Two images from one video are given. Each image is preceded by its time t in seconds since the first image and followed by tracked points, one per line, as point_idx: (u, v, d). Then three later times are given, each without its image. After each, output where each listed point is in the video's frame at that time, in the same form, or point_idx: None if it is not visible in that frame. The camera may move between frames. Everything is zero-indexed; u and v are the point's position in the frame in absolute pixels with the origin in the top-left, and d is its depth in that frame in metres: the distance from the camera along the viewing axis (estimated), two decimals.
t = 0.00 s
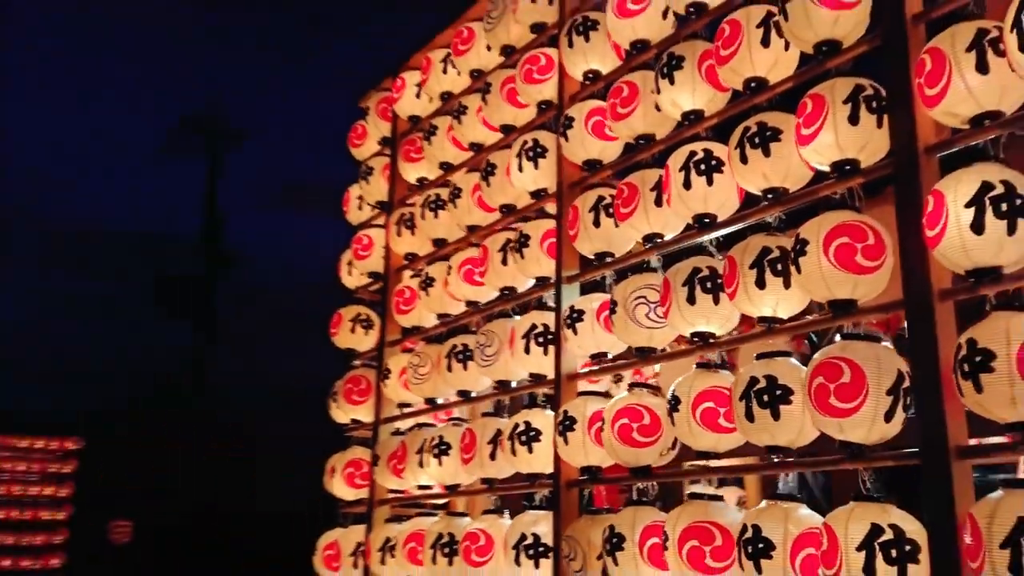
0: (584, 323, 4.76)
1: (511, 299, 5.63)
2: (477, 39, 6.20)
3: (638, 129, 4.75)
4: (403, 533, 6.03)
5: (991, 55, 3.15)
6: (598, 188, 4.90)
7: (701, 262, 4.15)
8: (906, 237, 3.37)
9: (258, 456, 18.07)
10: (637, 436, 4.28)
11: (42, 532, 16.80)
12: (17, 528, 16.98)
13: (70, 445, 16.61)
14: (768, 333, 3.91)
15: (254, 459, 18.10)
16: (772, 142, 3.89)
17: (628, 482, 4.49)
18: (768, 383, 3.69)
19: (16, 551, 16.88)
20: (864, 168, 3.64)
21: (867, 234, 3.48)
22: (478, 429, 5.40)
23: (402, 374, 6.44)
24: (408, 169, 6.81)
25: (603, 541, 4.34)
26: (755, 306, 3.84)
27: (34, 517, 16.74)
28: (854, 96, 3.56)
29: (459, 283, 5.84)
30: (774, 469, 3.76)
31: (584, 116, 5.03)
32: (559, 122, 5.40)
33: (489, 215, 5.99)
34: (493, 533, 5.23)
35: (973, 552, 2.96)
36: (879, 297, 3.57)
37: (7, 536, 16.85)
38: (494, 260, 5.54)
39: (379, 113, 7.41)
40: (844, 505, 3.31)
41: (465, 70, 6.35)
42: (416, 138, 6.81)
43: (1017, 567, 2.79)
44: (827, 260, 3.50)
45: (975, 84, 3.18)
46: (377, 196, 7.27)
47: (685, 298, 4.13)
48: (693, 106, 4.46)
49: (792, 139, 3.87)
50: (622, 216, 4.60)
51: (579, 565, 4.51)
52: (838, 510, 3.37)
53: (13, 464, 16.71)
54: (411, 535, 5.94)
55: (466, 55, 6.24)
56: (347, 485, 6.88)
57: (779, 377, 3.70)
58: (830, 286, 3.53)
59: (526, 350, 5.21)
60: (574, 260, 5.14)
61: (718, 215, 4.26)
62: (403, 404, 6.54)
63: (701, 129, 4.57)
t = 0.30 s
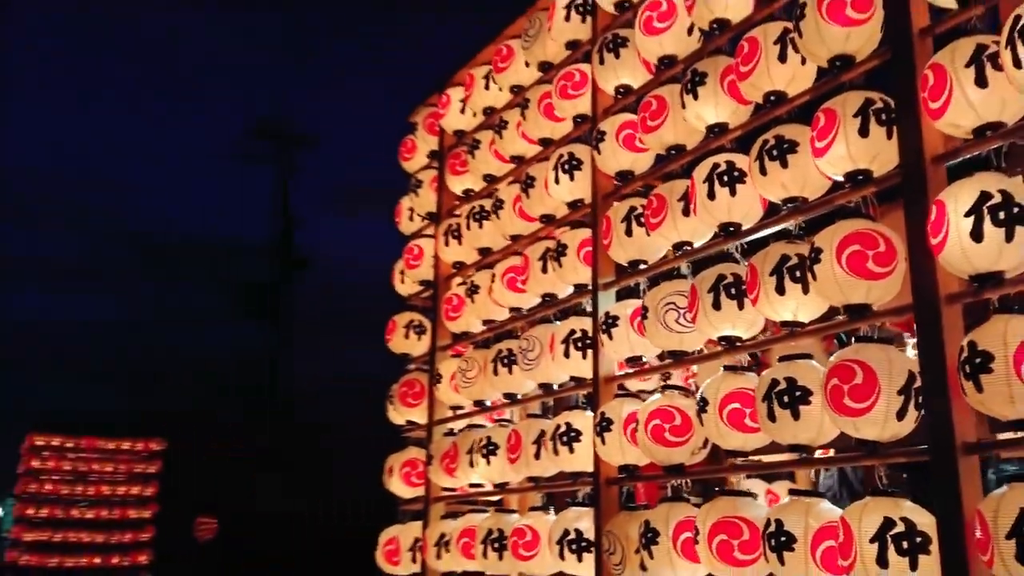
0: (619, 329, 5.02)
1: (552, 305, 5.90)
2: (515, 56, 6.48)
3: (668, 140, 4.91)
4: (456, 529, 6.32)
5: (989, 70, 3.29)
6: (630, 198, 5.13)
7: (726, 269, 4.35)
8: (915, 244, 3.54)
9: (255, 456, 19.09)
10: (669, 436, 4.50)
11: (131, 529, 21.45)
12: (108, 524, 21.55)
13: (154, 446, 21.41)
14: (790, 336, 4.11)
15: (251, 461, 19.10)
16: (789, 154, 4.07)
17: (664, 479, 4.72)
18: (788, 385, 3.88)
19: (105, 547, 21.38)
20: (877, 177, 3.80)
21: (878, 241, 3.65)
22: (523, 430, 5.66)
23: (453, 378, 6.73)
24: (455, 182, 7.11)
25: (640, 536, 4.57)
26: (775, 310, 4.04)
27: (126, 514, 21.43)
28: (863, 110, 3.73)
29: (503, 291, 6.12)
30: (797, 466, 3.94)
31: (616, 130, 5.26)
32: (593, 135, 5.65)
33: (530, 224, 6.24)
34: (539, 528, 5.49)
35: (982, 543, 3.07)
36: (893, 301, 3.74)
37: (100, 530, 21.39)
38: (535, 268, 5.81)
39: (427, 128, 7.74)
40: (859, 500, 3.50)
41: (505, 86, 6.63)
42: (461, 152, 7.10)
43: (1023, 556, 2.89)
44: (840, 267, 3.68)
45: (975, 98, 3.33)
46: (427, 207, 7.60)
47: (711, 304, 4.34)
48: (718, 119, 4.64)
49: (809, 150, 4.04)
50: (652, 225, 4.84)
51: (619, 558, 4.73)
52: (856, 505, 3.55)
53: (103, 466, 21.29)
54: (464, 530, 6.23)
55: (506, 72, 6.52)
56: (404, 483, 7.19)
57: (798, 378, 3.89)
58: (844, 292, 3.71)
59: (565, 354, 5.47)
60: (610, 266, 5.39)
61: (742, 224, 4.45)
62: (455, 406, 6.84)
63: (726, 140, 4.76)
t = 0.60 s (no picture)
0: (649, 334, 5.24)
1: (587, 310, 6.15)
2: (549, 71, 6.72)
3: (689, 152, 5.16)
4: (500, 525, 6.60)
5: (988, 87, 3.44)
6: (658, 209, 5.35)
7: (747, 277, 4.55)
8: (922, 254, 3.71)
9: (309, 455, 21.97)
10: (696, 436, 4.73)
11: (202, 526, 25.94)
12: (181, 521, 25.84)
13: (223, 446, 25.69)
14: (808, 340, 4.30)
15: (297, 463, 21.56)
16: (804, 166, 4.25)
17: (693, 477, 4.93)
18: (805, 387, 4.08)
19: (182, 542, 25.72)
20: (887, 188, 3.97)
21: (886, 250, 3.83)
22: (561, 431, 5.93)
23: (494, 381, 7.00)
24: (494, 192, 7.40)
25: (670, 531, 4.79)
26: (792, 316, 4.24)
27: (197, 510, 25.80)
28: (871, 125, 3.91)
29: (540, 297, 6.38)
30: (815, 464, 4.13)
31: (643, 142, 5.49)
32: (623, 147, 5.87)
33: (566, 232, 6.48)
34: (576, 524, 5.76)
35: (984, 534, 3.25)
36: (904, 307, 3.91)
37: (174, 528, 25.69)
38: (570, 276, 6.08)
39: (468, 140, 8.04)
40: (871, 497, 3.69)
41: (540, 100, 6.89)
42: (500, 163, 7.39)
43: (1018, 545, 3.07)
44: (850, 275, 3.86)
45: (975, 114, 3.48)
46: (469, 217, 7.89)
47: (732, 311, 4.55)
48: (738, 132, 4.83)
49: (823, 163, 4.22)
50: (677, 234, 5.06)
51: (651, 553, 4.96)
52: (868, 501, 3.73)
53: (174, 465, 25.64)
54: (507, 527, 6.50)
55: (540, 86, 6.77)
56: (451, 482, 7.48)
57: (814, 381, 4.08)
58: (855, 298, 3.90)
59: (599, 358, 5.73)
60: (640, 273, 5.61)
61: (762, 233, 4.65)
62: (498, 408, 7.11)
63: (748, 152, 4.94)
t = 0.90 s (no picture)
0: (642, 340, 5.50)
1: (587, 316, 6.39)
2: (549, 85, 6.96)
3: (679, 166, 5.40)
4: (506, 523, 6.85)
5: (946, 109, 3.62)
6: (651, 219, 5.59)
7: (732, 286, 4.78)
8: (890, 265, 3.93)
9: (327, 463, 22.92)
10: (686, 438, 4.98)
11: (229, 525, 26.23)
12: (209, 520, 26.34)
13: (249, 446, 26.75)
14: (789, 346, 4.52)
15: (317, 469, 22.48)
16: (783, 181, 4.44)
17: (684, 476, 5.16)
18: (784, 391, 4.30)
19: (209, 542, 26.06)
20: (860, 202, 4.18)
21: (858, 262, 4.05)
22: (562, 433, 6.18)
23: (499, 384, 7.24)
24: (498, 201, 7.65)
25: (662, 527, 5.02)
26: (773, 323, 4.46)
27: (223, 510, 26.26)
28: (843, 142, 4.12)
29: (542, 303, 6.62)
30: (796, 464, 4.35)
31: (637, 155, 5.71)
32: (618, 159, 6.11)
33: (566, 240, 6.72)
34: (576, 522, 6.02)
35: (939, 530, 3.56)
36: (876, 314, 4.11)
37: (200, 528, 26.16)
38: (570, 283, 6.32)
39: (474, 149, 8.29)
40: (844, 495, 3.92)
41: (542, 112, 7.13)
42: (504, 173, 7.63)
43: (967, 543, 3.40)
44: (824, 285, 4.08)
45: (936, 133, 3.69)
46: (475, 224, 8.15)
47: (718, 318, 4.78)
48: (724, 147, 5.05)
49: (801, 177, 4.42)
50: (668, 245, 5.29)
51: (645, 548, 5.19)
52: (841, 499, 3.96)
53: (202, 465, 26.24)
54: (512, 525, 6.73)
55: (541, 99, 7.01)
56: (460, 482, 7.73)
57: (793, 385, 4.30)
58: (829, 307, 4.12)
59: (597, 362, 5.98)
60: (636, 280, 5.84)
61: (746, 243, 4.87)
62: (504, 410, 7.36)
63: (734, 165, 5.15)
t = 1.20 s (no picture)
0: (629, 346, 5.74)
1: (579, 321, 6.64)
2: (542, 98, 7.21)
3: (666, 179, 5.60)
4: (503, 521, 7.11)
5: (904, 131, 3.85)
6: (637, 229, 5.84)
7: (711, 295, 5.01)
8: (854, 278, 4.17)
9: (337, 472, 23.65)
10: (668, 439, 5.21)
11: (243, 523, 26.96)
12: (224, 518, 26.77)
13: (263, 444, 27.15)
14: (763, 352, 4.75)
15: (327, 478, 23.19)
16: (756, 196, 4.67)
17: (668, 475, 5.41)
18: (757, 395, 4.54)
19: (224, 539, 26.64)
20: (828, 217, 4.42)
21: (824, 273, 4.28)
22: (555, 434, 6.43)
23: (496, 387, 7.47)
24: (495, 209, 7.90)
25: (647, 525, 5.27)
26: (748, 330, 4.70)
27: (237, 508, 26.74)
28: (811, 161, 4.36)
29: (536, 309, 6.87)
30: (769, 465, 4.59)
31: (624, 167, 5.93)
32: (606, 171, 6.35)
33: (558, 248, 6.96)
34: (568, 519, 6.29)
35: (897, 528, 3.74)
36: (844, 323, 4.34)
37: (216, 525, 26.70)
38: (562, 290, 6.58)
39: (471, 158, 8.55)
40: (812, 496, 4.12)
41: (536, 124, 7.38)
42: (500, 182, 7.88)
43: (922, 541, 3.57)
44: (793, 296, 4.32)
45: (894, 154, 3.92)
46: (473, 231, 8.40)
47: (698, 326, 5.02)
48: (705, 161, 5.29)
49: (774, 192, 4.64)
50: (653, 254, 5.54)
51: (631, 545, 5.44)
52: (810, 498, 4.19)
53: (217, 464, 26.57)
54: (509, 523, 6.98)
55: (535, 112, 7.26)
56: (459, 481, 7.98)
57: (765, 390, 4.53)
58: (798, 316, 4.36)
59: (587, 367, 6.25)
60: (624, 287, 6.08)
61: (725, 254, 5.10)
62: (500, 411, 7.60)
63: (715, 179, 5.38)
